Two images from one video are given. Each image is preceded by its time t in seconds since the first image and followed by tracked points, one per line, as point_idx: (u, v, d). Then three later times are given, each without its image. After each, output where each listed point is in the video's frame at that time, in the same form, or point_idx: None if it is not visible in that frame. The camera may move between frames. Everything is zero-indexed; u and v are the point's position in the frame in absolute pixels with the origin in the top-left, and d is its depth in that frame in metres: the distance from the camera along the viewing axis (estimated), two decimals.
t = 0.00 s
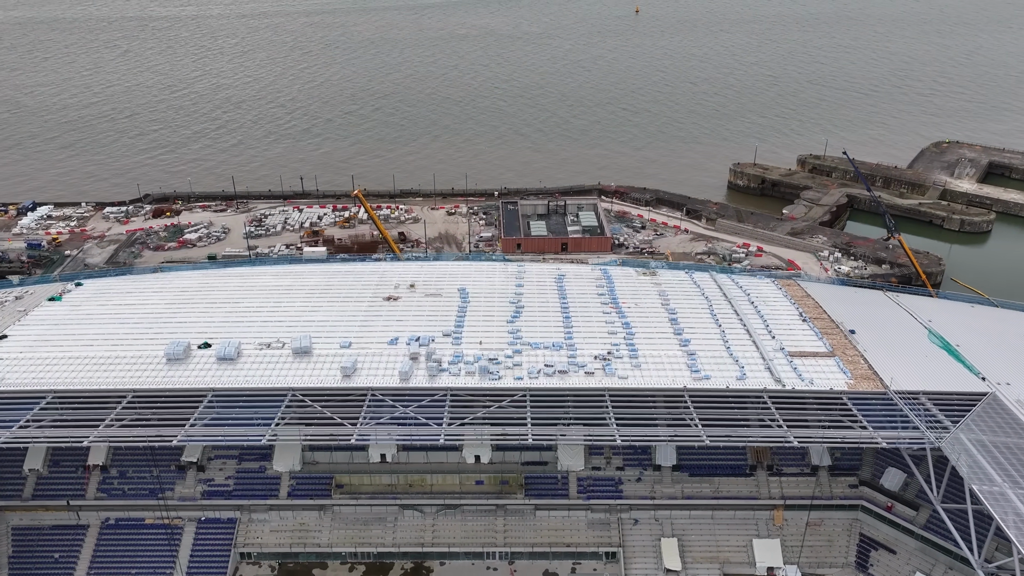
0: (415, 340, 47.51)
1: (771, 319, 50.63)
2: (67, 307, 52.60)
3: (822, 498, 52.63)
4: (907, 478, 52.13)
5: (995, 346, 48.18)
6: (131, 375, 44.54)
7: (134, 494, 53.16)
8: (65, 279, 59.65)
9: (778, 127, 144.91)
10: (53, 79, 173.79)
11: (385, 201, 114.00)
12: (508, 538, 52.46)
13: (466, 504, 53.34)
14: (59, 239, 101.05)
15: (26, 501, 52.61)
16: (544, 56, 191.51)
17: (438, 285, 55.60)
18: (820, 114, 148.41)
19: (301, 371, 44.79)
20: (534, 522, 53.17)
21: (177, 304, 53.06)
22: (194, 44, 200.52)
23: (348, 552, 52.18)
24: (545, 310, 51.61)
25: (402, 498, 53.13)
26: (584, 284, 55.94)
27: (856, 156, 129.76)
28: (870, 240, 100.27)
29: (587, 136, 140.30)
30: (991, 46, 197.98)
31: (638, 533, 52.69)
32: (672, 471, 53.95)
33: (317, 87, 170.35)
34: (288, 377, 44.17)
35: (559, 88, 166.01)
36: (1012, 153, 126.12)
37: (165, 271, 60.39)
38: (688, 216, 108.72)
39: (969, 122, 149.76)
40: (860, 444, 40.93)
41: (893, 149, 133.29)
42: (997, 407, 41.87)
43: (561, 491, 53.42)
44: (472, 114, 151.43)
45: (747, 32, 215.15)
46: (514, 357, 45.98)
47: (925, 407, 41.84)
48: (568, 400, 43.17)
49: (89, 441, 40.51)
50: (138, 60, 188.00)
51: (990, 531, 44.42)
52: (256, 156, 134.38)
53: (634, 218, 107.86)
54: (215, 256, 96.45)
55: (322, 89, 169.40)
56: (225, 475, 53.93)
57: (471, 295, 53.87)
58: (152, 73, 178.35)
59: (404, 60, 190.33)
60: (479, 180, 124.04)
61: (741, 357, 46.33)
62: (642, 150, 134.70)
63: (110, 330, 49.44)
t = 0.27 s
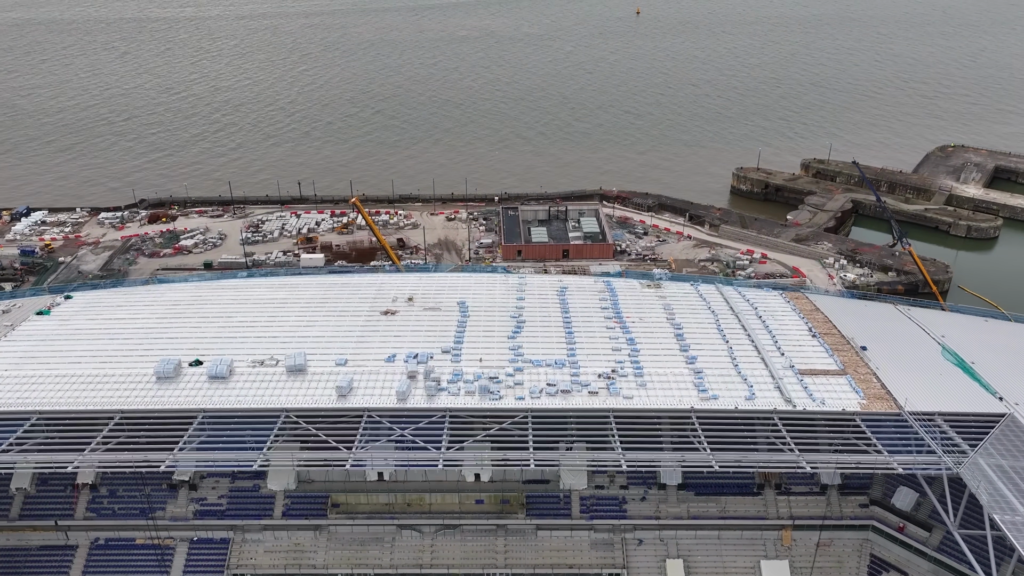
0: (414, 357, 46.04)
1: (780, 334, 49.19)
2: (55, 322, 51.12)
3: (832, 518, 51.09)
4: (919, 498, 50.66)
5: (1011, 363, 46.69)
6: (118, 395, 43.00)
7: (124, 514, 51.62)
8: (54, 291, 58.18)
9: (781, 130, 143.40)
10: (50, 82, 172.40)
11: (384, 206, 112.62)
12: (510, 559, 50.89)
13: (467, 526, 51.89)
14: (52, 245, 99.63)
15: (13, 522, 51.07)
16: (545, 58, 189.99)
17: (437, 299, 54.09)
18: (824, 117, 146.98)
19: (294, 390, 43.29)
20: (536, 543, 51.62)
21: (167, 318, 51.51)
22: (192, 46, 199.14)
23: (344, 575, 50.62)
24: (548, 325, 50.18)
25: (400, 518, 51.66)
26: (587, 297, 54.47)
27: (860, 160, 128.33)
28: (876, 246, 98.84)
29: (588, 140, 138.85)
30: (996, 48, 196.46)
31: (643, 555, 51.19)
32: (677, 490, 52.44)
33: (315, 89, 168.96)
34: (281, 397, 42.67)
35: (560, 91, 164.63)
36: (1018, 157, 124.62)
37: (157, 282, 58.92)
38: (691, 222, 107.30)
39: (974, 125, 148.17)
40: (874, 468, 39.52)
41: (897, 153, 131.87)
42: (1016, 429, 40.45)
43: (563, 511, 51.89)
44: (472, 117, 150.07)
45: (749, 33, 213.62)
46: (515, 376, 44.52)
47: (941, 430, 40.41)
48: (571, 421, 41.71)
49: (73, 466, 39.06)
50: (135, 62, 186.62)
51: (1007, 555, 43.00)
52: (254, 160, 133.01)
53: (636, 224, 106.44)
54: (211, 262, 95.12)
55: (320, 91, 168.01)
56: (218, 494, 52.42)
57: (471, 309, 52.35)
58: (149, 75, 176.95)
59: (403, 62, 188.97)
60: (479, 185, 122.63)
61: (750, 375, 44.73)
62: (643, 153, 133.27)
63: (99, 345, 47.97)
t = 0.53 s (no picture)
0: (412, 376, 44.58)
1: (789, 351, 47.72)
2: (42, 338, 49.66)
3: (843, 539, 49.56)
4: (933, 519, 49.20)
5: None
6: (105, 416, 41.53)
7: (113, 535, 50.01)
8: (44, 304, 56.83)
9: (784, 133, 141.92)
10: (46, 84, 171.13)
11: (383, 212, 111.22)
12: None
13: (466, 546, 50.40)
14: (46, 252, 98.24)
15: None
16: (546, 60, 188.55)
17: (436, 312, 52.61)
18: (827, 121, 145.57)
19: (288, 411, 41.85)
20: (539, 566, 50.13)
21: (158, 334, 50.05)
22: (190, 48, 197.81)
23: None
24: (550, 341, 48.75)
25: (397, 538, 50.19)
26: (590, 311, 53.00)
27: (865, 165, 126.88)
28: (882, 253, 97.37)
29: (590, 144, 137.44)
30: (999, 50, 195.14)
31: None
32: (683, 510, 50.95)
33: (313, 92, 167.61)
34: (274, 418, 41.23)
35: (560, 94, 163.23)
36: None
37: (149, 295, 57.54)
38: (694, 228, 105.86)
39: (979, 128, 146.79)
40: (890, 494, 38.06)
41: (902, 158, 130.45)
42: None
43: (565, 531, 50.37)
44: (471, 120, 148.68)
45: (751, 35, 212.27)
46: (516, 396, 43.06)
47: (959, 454, 38.91)
48: (574, 444, 40.24)
49: (57, 493, 37.54)
50: (133, 65, 185.29)
51: None
52: (252, 165, 131.64)
53: (638, 230, 104.98)
54: (207, 270, 93.63)
55: (319, 94, 166.64)
56: (211, 514, 50.95)
57: (471, 324, 50.92)
58: (146, 78, 175.63)
59: (403, 64, 187.54)
60: (479, 190, 121.24)
61: (759, 395, 43.20)
62: (645, 157, 131.82)
63: (86, 363, 46.51)
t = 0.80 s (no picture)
0: (410, 395, 43.08)
1: (799, 367, 46.23)
2: (29, 353, 48.17)
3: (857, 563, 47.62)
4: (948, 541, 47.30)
5: None
6: (90, 438, 40.06)
7: (102, 556, 48.01)
8: (32, 317, 55.39)
9: (788, 136, 140.37)
10: (43, 86, 169.72)
11: (382, 217, 109.70)
12: None
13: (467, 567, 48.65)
14: (39, 259, 96.72)
15: None
16: (547, 62, 186.98)
17: (435, 328, 50.96)
18: (830, 124, 144.16)
19: (281, 433, 40.36)
20: None
21: (148, 349, 48.56)
22: (188, 50, 196.32)
23: None
24: (552, 358, 47.23)
25: (395, 560, 48.36)
26: (594, 324, 51.50)
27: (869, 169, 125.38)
28: (888, 260, 95.89)
29: (591, 147, 135.93)
30: (1004, 51, 193.53)
31: None
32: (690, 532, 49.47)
33: (312, 94, 166.22)
34: (266, 440, 39.76)
35: (561, 96, 161.73)
36: None
37: (140, 307, 56.01)
38: (697, 233, 104.36)
39: (985, 131, 145.13)
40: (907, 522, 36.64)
41: (907, 161, 128.87)
42: None
43: (568, 553, 48.44)
44: (472, 123, 147.18)
45: (753, 36, 210.76)
46: (518, 417, 41.53)
47: (978, 478, 37.48)
48: (577, 468, 38.79)
49: (40, 521, 36.06)
50: (130, 66, 183.79)
51: None
52: (249, 169, 130.21)
53: (641, 235, 103.48)
54: (203, 277, 92.15)
55: (318, 96, 165.21)
56: (203, 535, 49.32)
57: (471, 338, 49.37)
58: (144, 80, 174.22)
59: (402, 66, 186.08)
60: (479, 194, 119.80)
61: (770, 415, 41.66)
62: (647, 160, 130.28)
63: (73, 380, 45.03)
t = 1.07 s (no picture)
0: (408, 415, 41.61)
1: (810, 385, 44.75)
2: (15, 370, 46.73)
3: None
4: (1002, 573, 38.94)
5: None
6: (76, 461, 38.61)
7: None
8: (20, 331, 53.88)
9: (791, 139, 138.85)
10: (40, 89, 168.39)
11: (381, 222, 108.19)
12: None
13: None
14: (33, 265, 95.23)
15: None
16: (548, 64, 185.36)
17: (434, 342, 49.43)
18: (834, 127, 142.65)
19: (273, 456, 38.87)
20: None
21: (137, 366, 47.07)
22: (187, 52, 194.93)
23: None
24: (555, 374, 45.68)
25: None
26: (597, 338, 49.99)
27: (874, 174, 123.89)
28: (895, 266, 94.41)
29: (592, 150, 134.45)
30: (1008, 53, 191.90)
31: None
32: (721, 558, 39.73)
33: (311, 96, 164.74)
34: (258, 464, 38.31)
35: (562, 98, 160.23)
36: None
37: (131, 320, 54.53)
38: (701, 239, 102.89)
39: (991, 134, 143.43)
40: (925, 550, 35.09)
41: (912, 165, 127.35)
42: None
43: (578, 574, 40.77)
44: (472, 126, 145.72)
45: (755, 38, 209.17)
46: (520, 438, 39.98)
47: (999, 504, 35.96)
48: (581, 493, 37.21)
49: (23, 549, 34.48)
50: (128, 68, 182.34)
51: None
52: (247, 173, 128.76)
53: (643, 241, 101.99)
54: (199, 283, 90.52)
55: (316, 99, 163.73)
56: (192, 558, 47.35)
57: (471, 354, 47.90)
58: (141, 82, 172.80)
59: (402, 68, 184.58)
60: (479, 199, 118.28)
61: (781, 436, 40.18)
62: (650, 164, 128.74)
63: (59, 399, 43.54)
